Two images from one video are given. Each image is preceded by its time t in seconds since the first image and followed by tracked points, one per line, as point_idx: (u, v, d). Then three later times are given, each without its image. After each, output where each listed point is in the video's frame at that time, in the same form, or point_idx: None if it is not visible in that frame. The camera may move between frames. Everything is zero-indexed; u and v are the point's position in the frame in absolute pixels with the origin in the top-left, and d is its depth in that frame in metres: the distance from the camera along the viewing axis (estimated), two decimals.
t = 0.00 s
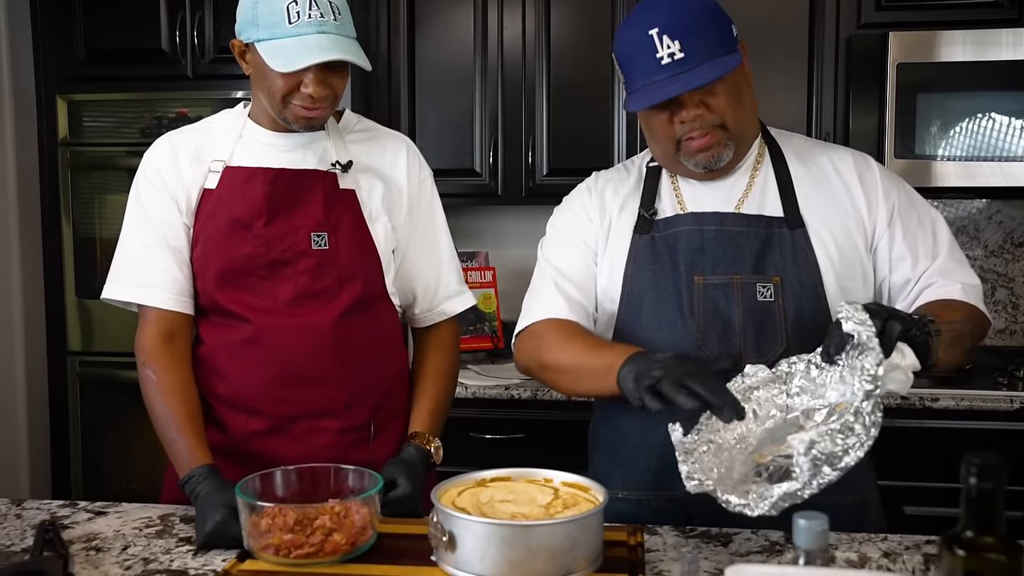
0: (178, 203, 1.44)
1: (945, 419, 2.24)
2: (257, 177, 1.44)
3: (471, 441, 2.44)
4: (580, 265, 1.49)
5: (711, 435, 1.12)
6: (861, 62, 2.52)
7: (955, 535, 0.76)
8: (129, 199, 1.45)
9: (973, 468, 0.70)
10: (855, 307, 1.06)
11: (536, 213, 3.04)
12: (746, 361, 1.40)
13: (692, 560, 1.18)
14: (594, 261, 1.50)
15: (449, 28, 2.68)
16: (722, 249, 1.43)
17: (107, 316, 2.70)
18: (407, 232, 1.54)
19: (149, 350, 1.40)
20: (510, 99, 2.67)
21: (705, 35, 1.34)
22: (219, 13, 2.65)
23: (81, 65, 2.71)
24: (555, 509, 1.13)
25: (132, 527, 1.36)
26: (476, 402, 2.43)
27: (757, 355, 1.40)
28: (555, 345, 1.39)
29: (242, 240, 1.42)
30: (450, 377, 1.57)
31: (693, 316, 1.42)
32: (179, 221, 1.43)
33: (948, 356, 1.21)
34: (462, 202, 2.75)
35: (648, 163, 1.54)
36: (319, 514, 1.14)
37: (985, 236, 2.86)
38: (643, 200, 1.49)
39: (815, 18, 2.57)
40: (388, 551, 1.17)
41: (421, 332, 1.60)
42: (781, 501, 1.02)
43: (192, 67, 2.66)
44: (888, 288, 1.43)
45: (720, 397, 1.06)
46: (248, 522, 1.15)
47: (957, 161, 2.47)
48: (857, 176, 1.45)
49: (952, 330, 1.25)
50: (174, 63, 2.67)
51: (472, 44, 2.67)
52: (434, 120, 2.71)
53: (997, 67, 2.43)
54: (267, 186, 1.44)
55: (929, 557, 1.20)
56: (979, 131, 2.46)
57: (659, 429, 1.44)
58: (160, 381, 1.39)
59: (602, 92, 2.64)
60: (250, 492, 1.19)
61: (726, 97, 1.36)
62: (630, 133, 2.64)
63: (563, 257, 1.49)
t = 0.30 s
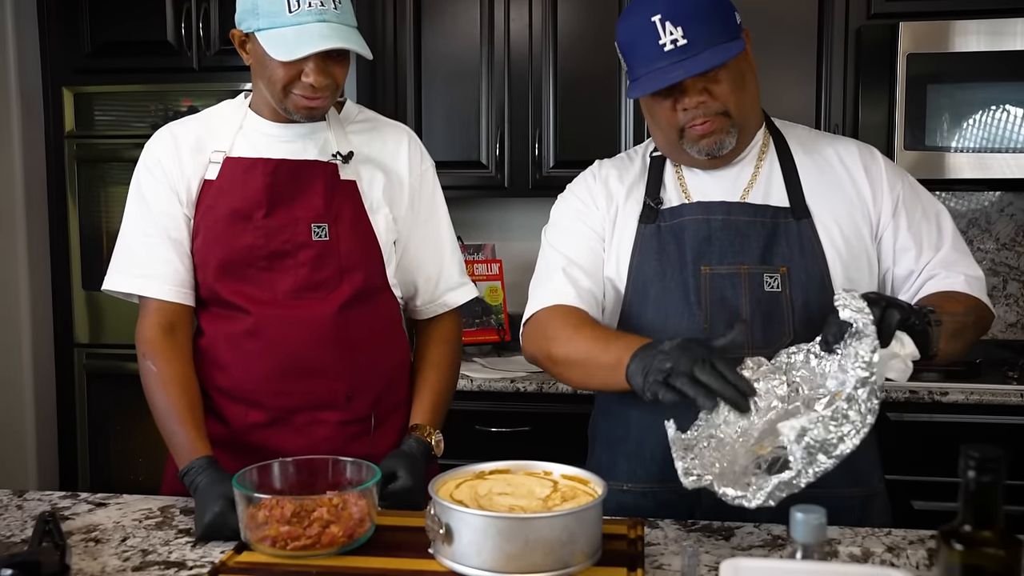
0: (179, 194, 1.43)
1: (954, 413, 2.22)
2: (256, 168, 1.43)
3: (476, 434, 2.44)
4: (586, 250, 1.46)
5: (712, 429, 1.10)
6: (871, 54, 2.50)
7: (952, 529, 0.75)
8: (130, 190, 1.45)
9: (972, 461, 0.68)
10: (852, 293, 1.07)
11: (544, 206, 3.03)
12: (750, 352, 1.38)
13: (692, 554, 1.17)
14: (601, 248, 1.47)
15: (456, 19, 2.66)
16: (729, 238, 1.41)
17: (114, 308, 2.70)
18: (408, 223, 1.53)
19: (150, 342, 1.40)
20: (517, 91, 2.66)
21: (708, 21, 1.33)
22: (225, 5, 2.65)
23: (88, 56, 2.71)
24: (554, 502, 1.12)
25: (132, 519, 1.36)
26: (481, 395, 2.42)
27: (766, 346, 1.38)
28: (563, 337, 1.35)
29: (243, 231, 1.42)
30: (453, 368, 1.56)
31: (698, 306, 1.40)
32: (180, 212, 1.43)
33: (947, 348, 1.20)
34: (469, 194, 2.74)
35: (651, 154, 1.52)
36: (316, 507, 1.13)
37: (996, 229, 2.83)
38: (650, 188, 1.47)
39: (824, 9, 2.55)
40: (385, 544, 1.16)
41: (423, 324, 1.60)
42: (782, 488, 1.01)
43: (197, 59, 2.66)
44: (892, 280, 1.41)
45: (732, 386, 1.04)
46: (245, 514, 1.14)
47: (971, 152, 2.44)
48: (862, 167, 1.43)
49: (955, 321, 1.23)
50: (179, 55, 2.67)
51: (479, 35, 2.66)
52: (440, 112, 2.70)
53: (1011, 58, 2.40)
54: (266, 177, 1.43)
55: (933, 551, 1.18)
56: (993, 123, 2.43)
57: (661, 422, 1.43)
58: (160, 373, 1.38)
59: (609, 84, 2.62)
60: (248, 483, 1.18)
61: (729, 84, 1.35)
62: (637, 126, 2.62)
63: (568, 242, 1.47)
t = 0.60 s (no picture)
0: (176, 188, 1.43)
1: (960, 411, 2.20)
2: (254, 163, 1.43)
3: (479, 430, 2.43)
4: (577, 263, 1.49)
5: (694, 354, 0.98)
6: (878, 48, 2.48)
7: (945, 528, 0.73)
8: (128, 185, 1.44)
9: (966, 459, 0.67)
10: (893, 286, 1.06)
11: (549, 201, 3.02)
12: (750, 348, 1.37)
13: (690, 552, 1.16)
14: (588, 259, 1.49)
15: (460, 14, 2.65)
16: (732, 235, 1.39)
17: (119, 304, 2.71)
18: (407, 219, 1.53)
19: (147, 338, 1.39)
20: (521, 86, 2.65)
21: (711, 11, 1.32)
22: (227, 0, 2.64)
23: (92, 52, 2.71)
24: (549, 499, 1.12)
25: (129, 514, 1.35)
26: (484, 391, 2.41)
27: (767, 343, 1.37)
28: (540, 348, 1.43)
29: (240, 226, 1.41)
30: (452, 365, 1.56)
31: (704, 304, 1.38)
32: (177, 207, 1.42)
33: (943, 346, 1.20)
34: (473, 189, 2.74)
35: (654, 149, 1.51)
36: (310, 503, 1.13)
37: (1005, 225, 2.81)
38: (652, 186, 1.46)
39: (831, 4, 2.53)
40: (379, 541, 1.16)
41: (423, 320, 1.59)
42: (860, 409, 0.92)
43: (200, 54, 2.66)
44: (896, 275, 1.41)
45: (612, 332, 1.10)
46: (240, 510, 1.14)
47: (980, 148, 2.42)
48: (867, 162, 1.42)
49: (954, 320, 1.23)
50: (181, 50, 2.67)
51: (483, 30, 2.65)
52: (444, 108, 2.69)
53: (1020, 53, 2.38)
54: (264, 171, 1.42)
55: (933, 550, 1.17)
56: (1004, 118, 2.41)
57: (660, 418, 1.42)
58: (157, 369, 1.38)
59: (614, 79, 2.61)
60: (243, 480, 1.18)
61: (732, 74, 1.34)
62: (642, 122, 2.61)
63: (557, 254, 1.49)
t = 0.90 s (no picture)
0: (174, 180, 1.42)
1: (965, 405, 2.19)
2: (251, 154, 1.42)
3: (482, 423, 2.43)
4: (583, 252, 1.49)
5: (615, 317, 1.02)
6: (884, 39, 2.46)
7: (938, 523, 0.73)
8: (127, 176, 1.44)
9: (958, 454, 0.66)
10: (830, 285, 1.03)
11: (553, 194, 3.01)
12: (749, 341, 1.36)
13: (687, 546, 1.15)
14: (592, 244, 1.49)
15: (463, 6, 2.64)
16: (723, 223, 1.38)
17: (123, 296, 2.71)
18: (406, 211, 1.52)
19: (145, 329, 1.39)
20: (525, 78, 2.64)
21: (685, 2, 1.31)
22: None
23: (95, 44, 2.71)
24: (545, 492, 1.11)
25: (127, 506, 1.36)
26: (487, 384, 2.41)
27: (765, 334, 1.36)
28: (552, 333, 1.42)
29: (238, 218, 1.41)
30: (450, 357, 1.55)
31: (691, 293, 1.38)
32: (175, 198, 1.42)
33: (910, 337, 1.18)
34: (477, 182, 2.73)
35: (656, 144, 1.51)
36: (306, 496, 1.13)
37: (1012, 218, 2.79)
38: (651, 177, 1.46)
39: None
40: (375, 533, 1.15)
41: (423, 312, 1.59)
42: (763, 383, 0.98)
43: (203, 46, 2.66)
44: (888, 261, 1.38)
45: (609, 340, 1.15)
46: (235, 502, 1.14)
47: (989, 141, 2.40)
48: (861, 148, 1.40)
49: (930, 318, 1.20)
50: (184, 42, 2.66)
51: (486, 21, 2.64)
52: (447, 100, 2.69)
53: None
54: (262, 162, 1.42)
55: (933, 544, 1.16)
56: (1013, 110, 2.39)
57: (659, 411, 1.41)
58: (154, 360, 1.38)
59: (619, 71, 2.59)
60: (239, 472, 1.18)
61: (713, 65, 1.33)
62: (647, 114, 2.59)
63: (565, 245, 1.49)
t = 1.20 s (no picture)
0: (176, 174, 1.42)
1: (970, 400, 2.18)
2: (253, 148, 1.42)
3: (486, 417, 2.43)
4: (580, 247, 1.49)
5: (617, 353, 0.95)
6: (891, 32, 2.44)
7: (933, 521, 0.72)
8: (129, 170, 1.44)
9: (954, 451, 0.65)
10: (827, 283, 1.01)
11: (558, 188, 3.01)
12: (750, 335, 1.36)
13: (687, 542, 1.15)
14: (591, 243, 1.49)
15: None
16: (720, 217, 1.38)
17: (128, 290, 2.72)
18: (407, 205, 1.52)
19: (147, 323, 1.39)
20: (530, 72, 2.64)
21: None
22: None
23: (100, 38, 2.71)
24: (544, 487, 1.11)
25: (129, 500, 1.36)
26: (491, 378, 2.41)
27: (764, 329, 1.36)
28: (545, 333, 1.44)
29: (240, 212, 1.41)
30: (451, 352, 1.55)
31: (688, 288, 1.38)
32: (176, 192, 1.42)
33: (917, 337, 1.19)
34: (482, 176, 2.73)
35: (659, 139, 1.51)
36: (306, 490, 1.14)
37: (1020, 212, 2.77)
38: (651, 170, 1.47)
39: None
40: (375, 528, 1.16)
41: (424, 307, 1.59)
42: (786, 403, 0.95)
43: (208, 40, 2.66)
44: (891, 258, 1.38)
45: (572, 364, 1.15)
46: (235, 497, 1.14)
47: (997, 134, 2.38)
48: (862, 143, 1.39)
49: (934, 315, 1.19)
50: (189, 36, 2.67)
51: (491, 15, 2.63)
52: (451, 94, 2.68)
53: None
54: (263, 157, 1.42)
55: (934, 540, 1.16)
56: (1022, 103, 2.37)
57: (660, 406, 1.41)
58: (157, 355, 1.38)
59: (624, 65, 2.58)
60: (239, 467, 1.18)
61: (700, 59, 1.33)
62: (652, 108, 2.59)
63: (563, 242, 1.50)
